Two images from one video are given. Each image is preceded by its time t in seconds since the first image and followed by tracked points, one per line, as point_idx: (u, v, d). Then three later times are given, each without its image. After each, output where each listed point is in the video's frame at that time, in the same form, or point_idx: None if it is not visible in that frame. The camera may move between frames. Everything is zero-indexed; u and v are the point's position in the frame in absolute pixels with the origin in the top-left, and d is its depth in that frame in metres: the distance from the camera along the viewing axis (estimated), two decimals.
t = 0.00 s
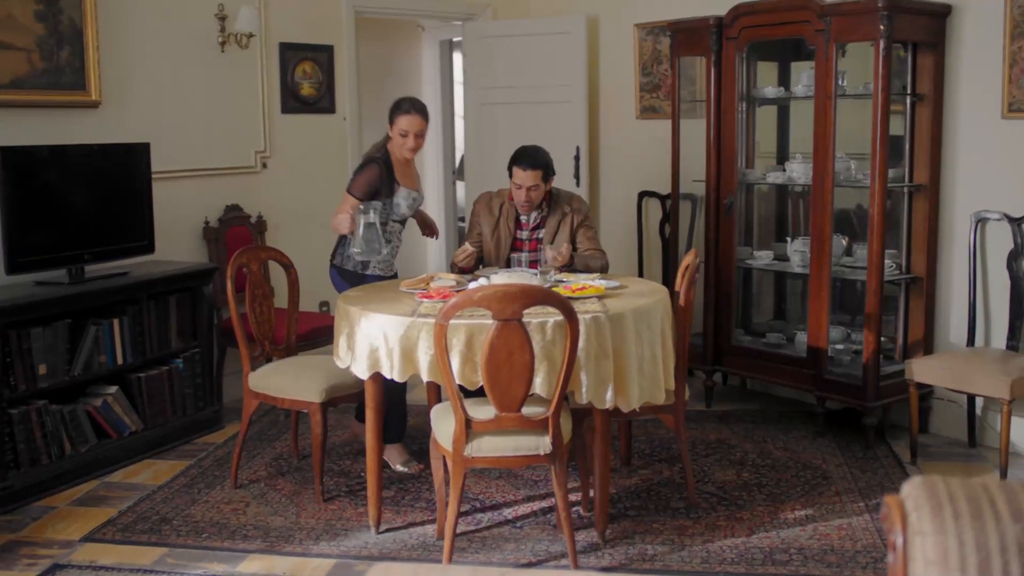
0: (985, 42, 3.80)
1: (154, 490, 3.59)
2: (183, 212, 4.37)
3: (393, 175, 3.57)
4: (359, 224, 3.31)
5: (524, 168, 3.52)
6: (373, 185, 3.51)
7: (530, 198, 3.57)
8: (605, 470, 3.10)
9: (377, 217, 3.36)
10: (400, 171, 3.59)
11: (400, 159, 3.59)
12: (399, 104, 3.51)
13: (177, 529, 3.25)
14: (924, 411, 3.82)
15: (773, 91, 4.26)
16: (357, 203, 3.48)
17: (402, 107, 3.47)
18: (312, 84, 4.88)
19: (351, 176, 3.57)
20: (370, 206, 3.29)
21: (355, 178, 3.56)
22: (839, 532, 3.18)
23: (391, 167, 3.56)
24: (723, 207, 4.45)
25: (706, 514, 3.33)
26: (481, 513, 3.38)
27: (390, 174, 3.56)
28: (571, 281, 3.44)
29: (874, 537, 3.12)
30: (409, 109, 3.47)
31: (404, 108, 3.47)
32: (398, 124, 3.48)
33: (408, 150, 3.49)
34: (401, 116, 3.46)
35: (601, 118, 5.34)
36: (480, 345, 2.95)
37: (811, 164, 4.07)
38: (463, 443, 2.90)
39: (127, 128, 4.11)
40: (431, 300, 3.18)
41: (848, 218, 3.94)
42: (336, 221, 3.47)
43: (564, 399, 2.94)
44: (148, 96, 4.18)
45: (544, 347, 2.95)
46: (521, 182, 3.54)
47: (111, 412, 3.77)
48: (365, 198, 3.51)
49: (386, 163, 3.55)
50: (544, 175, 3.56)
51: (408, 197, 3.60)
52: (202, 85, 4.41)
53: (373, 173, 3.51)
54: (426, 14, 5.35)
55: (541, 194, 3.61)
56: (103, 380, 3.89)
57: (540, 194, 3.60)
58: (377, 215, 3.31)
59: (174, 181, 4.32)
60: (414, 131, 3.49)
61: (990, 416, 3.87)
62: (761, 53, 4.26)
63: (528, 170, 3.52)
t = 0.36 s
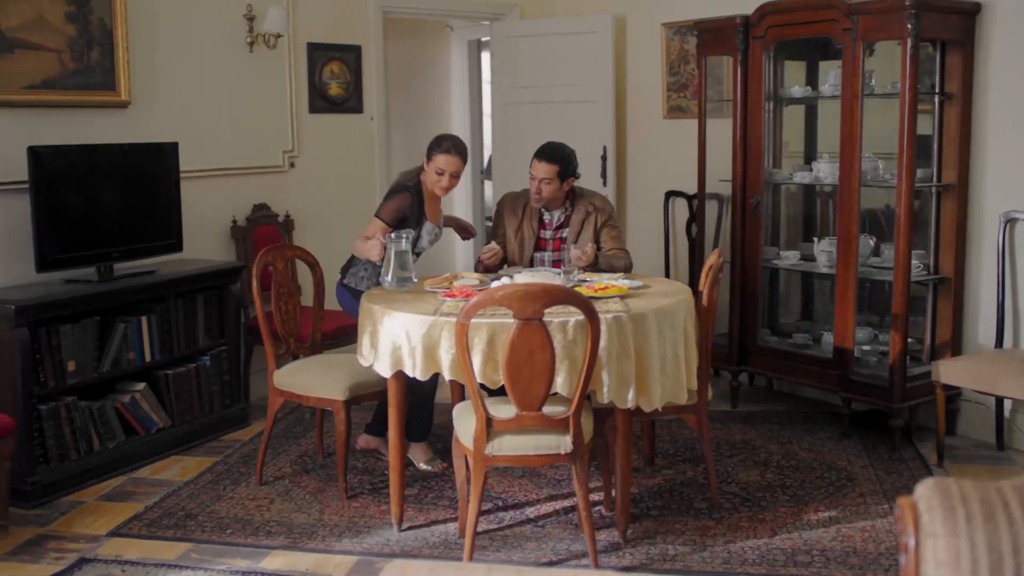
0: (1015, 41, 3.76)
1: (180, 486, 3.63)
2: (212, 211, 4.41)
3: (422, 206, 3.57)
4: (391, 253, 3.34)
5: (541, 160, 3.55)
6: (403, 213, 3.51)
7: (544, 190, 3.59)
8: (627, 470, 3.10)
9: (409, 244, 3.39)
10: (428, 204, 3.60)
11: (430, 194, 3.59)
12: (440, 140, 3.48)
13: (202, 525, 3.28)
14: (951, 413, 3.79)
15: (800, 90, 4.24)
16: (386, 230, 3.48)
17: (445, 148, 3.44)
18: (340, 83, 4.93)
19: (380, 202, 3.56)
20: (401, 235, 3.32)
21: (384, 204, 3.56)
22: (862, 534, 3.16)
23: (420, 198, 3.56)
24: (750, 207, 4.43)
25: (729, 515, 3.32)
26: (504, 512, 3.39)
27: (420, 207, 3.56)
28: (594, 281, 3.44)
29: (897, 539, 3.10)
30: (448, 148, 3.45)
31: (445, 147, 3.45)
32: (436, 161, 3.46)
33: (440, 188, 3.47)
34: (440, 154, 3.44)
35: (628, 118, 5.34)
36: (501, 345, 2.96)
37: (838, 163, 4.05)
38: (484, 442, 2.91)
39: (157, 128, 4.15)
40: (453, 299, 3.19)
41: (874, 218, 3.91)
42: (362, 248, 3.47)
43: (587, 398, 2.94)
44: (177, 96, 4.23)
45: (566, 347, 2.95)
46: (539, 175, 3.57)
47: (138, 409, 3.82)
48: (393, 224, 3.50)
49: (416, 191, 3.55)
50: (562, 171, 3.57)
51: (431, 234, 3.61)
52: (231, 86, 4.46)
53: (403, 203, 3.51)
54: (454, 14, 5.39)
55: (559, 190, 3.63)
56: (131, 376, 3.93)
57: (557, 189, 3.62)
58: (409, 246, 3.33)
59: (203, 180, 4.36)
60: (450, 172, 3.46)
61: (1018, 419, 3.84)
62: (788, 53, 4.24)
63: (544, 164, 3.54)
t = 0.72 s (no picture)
0: None
1: (197, 482, 3.64)
2: (229, 209, 4.43)
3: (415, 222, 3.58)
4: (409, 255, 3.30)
5: (547, 158, 3.56)
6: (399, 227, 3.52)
7: (548, 188, 3.59)
8: (642, 470, 3.10)
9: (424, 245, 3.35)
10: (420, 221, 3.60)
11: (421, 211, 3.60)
12: (430, 155, 3.53)
13: (218, 521, 3.30)
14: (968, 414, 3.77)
15: (817, 89, 4.23)
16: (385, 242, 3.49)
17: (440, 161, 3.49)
18: (357, 82, 4.95)
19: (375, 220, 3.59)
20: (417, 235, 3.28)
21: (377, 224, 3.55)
22: (878, 535, 3.15)
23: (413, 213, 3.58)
24: (766, 206, 4.42)
25: (745, 514, 3.31)
26: (519, 510, 3.39)
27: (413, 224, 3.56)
28: (610, 280, 3.44)
29: (913, 539, 3.09)
30: (443, 160, 3.50)
31: (438, 160, 3.51)
32: (431, 174, 3.50)
33: (437, 201, 3.51)
34: (435, 166, 3.49)
35: (645, 117, 5.33)
36: (517, 343, 2.96)
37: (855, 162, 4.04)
38: (499, 440, 2.92)
39: (175, 127, 4.17)
40: (468, 298, 3.19)
41: (892, 218, 3.90)
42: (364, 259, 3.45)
43: (602, 397, 2.94)
44: (195, 95, 4.25)
45: (581, 346, 2.95)
46: (544, 173, 3.57)
47: (156, 406, 3.85)
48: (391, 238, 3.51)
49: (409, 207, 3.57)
50: (567, 170, 3.57)
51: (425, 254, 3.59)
52: (248, 84, 4.47)
53: (400, 218, 3.53)
54: (471, 12, 5.41)
55: (565, 189, 3.63)
56: (148, 373, 3.96)
57: (563, 188, 3.61)
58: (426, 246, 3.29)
59: (221, 178, 4.38)
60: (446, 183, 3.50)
61: None
62: (806, 51, 4.23)
63: (550, 161, 3.55)
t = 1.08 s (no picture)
0: None
1: (205, 480, 3.65)
2: (237, 207, 4.43)
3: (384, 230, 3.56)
4: (413, 257, 3.28)
5: (551, 154, 3.57)
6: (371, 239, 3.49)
7: (548, 184, 3.60)
8: (650, 469, 3.09)
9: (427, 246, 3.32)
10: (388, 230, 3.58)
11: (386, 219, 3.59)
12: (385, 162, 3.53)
13: (226, 519, 3.30)
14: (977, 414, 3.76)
15: (827, 87, 4.22)
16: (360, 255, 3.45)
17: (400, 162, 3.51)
18: (365, 80, 4.95)
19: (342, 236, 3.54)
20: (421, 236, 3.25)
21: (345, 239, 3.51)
22: (886, 535, 3.14)
23: (383, 222, 3.58)
24: (775, 205, 4.41)
25: (753, 514, 3.31)
26: (526, 509, 3.39)
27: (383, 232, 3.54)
28: (618, 278, 3.44)
29: (922, 540, 3.08)
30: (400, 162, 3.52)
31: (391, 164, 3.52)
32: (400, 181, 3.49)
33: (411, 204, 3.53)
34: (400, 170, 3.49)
35: (653, 117, 5.33)
36: (525, 341, 2.96)
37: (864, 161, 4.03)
38: (507, 439, 2.92)
39: (183, 125, 4.18)
40: (477, 296, 3.20)
41: (900, 217, 3.89)
42: (358, 272, 3.37)
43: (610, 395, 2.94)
44: (203, 93, 4.25)
45: (589, 345, 2.95)
46: (545, 168, 3.59)
47: (164, 403, 3.86)
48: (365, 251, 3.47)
49: (379, 216, 3.57)
50: (570, 166, 3.58)
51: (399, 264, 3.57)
52: (257, 83, 4.48)
53: (375, 228, 3.52)
54: (479, 11, 5.41)
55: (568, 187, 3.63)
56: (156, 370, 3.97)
57: (564, 185, 3.62)
58: (430, 247, 3.29)
59: (229, 176, 4.38)
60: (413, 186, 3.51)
61: None
62: (815, 50, 4.22)
63: (553, 156, 3.56)
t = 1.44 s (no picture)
0: None
1: (211, 478, 3.66)
2: (243, 206, 4.43)
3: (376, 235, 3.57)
4: (416, 257, 3.23)
5: (559, 152, 3.57)
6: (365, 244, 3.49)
7: (556, 182, 3.59)
8: (656, 468, 3.09)
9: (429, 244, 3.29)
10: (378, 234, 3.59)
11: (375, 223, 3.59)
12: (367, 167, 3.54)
13: (232, 517, 3.31)
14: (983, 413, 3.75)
15: (832, 86, 4.22)
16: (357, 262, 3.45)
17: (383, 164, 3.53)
18: (371, 79, 4.95)
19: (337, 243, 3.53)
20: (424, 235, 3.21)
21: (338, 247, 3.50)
22: (892, 534, 3.13)
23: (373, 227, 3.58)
24: (780, 204, 4.41)
25: (758, 513, 3.31)
26: (531, 508, 3.39)
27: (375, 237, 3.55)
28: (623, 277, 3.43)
29: (927, 539, 3.07)
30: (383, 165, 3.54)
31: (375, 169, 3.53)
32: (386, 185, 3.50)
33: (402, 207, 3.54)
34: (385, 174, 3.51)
35: (659, 115, 5.33)
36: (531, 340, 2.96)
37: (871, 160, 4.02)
38: (512, 438, 2.91)
39: (190, 124, 4.18)
40: (482, 295, 3.19)
41: (906, 216, 3.88)
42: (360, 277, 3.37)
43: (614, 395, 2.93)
44: (210, 92, 4.26)
45: (594, 344, 2.95)
46: (554, 165, 3.58)
47: (170, 402, 3.86)
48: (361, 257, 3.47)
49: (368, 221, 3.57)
50: (578, 164, 3.58)
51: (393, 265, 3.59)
52: (262, 82, 4.48)
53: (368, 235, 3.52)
54: (485, 10, 5.40)
55: (574, 185, 3.63)
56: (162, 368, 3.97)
57: (570, 183, 3.62)
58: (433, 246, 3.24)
59: (235, 175, 4.39)
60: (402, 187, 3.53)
61: None
62: (821, 49, 4.21)
63: (561, 154, 3.56)
